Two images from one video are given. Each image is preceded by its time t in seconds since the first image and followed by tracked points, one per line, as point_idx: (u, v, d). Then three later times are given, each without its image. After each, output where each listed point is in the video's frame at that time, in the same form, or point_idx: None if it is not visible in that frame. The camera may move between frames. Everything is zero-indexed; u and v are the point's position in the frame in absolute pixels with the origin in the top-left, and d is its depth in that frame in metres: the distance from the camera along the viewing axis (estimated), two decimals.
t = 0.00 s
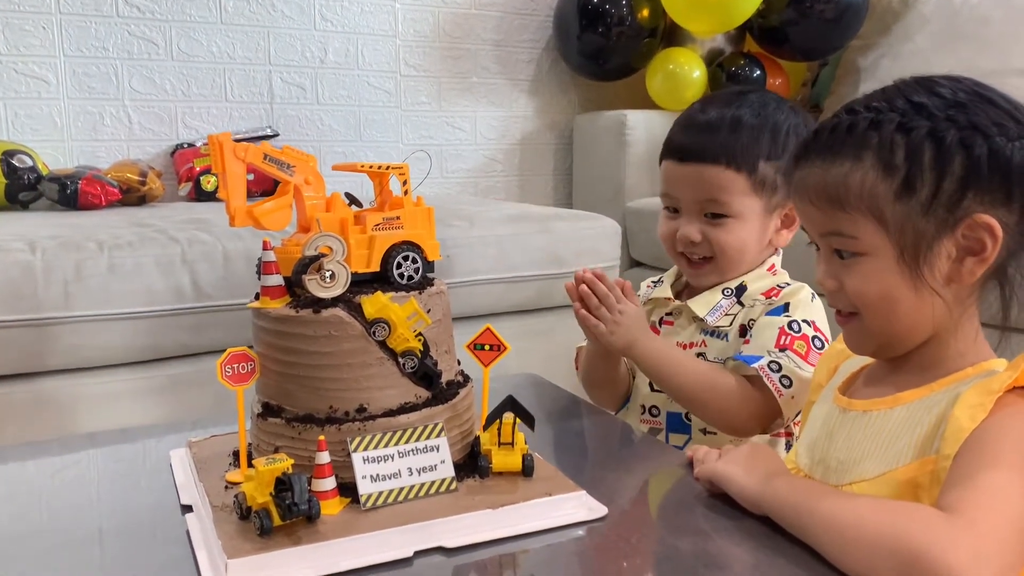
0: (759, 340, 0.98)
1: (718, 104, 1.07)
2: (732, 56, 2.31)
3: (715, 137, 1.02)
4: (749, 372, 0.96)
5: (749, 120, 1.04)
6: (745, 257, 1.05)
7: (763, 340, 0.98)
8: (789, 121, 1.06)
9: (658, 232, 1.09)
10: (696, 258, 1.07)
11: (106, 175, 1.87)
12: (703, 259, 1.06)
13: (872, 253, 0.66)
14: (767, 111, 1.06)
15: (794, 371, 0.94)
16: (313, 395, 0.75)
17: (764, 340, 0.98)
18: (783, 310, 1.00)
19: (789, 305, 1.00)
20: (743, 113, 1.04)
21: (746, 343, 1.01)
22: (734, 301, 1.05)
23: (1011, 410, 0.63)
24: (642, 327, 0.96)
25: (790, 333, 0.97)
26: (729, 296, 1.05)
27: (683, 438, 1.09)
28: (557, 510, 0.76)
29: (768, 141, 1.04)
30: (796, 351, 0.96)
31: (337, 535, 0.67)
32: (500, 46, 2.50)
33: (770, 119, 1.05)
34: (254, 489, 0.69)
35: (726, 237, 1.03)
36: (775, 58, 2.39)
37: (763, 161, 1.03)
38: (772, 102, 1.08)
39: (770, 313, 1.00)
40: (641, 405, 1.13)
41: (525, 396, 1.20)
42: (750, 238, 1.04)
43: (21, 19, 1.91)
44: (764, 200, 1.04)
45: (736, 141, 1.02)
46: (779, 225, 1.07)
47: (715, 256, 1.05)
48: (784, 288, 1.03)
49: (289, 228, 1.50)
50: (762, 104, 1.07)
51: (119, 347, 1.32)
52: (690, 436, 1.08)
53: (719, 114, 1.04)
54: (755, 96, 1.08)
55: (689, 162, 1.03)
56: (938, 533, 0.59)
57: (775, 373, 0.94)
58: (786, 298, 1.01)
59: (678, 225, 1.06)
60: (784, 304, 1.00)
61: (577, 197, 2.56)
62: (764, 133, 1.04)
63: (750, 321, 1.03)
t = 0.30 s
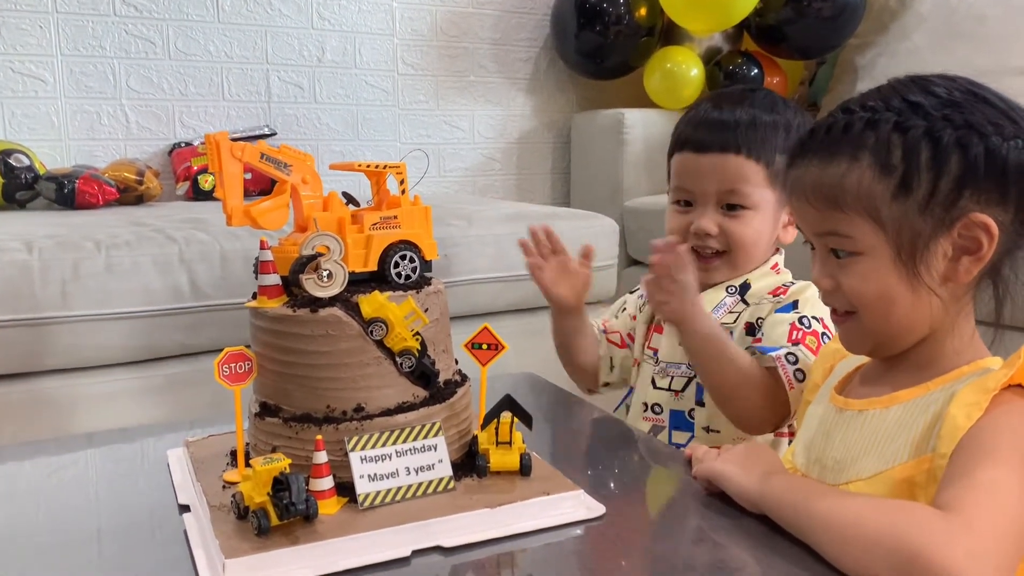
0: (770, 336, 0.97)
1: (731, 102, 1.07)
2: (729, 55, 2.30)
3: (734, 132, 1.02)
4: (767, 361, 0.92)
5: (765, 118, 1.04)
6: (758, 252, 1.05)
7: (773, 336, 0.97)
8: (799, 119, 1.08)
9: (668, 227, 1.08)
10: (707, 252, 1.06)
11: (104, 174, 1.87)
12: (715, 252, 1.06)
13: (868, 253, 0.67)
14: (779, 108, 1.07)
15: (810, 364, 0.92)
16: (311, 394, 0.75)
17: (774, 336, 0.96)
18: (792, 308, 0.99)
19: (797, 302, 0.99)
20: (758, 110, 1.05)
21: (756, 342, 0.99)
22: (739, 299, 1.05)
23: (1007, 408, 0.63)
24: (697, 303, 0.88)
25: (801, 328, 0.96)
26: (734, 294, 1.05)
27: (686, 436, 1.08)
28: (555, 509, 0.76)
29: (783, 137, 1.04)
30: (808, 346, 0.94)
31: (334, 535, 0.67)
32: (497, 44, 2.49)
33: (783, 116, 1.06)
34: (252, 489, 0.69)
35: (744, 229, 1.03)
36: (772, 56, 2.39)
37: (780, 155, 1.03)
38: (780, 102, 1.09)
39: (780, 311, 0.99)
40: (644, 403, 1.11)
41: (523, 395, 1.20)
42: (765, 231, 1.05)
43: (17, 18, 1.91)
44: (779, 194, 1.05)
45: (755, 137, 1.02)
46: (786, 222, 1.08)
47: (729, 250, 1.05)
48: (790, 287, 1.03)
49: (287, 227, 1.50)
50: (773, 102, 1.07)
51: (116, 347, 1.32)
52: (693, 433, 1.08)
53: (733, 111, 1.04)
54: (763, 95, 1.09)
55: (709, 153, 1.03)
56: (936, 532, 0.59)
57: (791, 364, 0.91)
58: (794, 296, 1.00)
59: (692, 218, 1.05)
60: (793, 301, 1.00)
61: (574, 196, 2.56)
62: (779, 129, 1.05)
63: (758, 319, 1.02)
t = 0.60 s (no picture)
0: (747, 326, 0.99)
1: (733, 104, 1.07)
2: (725, 53, 2.30)
3: (737, 135, 1.02)
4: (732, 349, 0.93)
5: (768, 119, 1.05)
6: (764, 255, 1.05)
7: (749, 327, 0.98)
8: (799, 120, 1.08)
9: (674, 234, 1.07)
10: (713, 257, 1.06)
11: (98, 172, 1.87)
12: (721, 258, 1.06)
13: (863, 250, 0.66)
14: (780, 109, 1.07)
15: (773, 361, 0.92)
16: (305, 394, 0.75)
17: (750, 326, 0.98)
18: (776, 302, 1.00)
19: (781, 297, 1.01)
20: (760, 112, 1.05)
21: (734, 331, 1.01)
22: (731, 294, 1.05)
23: (998, 407, 0.63)
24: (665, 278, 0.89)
25: (777, 324, 0.97)
26: (727, 290, 1.06)
27: (672, 427, 1.08)
28: (549, 508, 0.76)
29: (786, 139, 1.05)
30: (779, 342, 0.95)
31: (328, 535, 0.67)
32: (493, 43, 2.49)
33: (785, 117, 1.06)
34: (246, 488, 0.68)
35: (750, 234, 1.03)
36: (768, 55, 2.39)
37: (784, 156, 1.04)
38: (780, 102, 1.09)
39: (763, 304, 1.00)
40: (636, 394, 1.12)
41: (518, 394, 1.20)
42: (770, 234, 1.05)
43: (11, 16, 1.90)
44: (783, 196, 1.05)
45: (758, 137, 1.02)
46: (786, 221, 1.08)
47: (736, 255, 1.05)
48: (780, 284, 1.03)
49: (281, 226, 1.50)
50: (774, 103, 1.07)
51: (110, 346, 1.32)
52: (679, 425, 1.08)
53: (736, 114, 1.04)
54: (761, 96, 1.09)
55: (716, 161, 1.02)
56: (928, 531, 0.59)
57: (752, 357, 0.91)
58: (780, 292, 1.01)
59: (698, 224, 1.05)
60: (777, 296, 1.01)
61: (570, 195, 2.56)
62: (782, 131, 1.05)
63: (742, 311, 1.02)
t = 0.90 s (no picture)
0: (745, 330, 0.99)
1: (737, 100, 1.06)
2: (719, 50, 2.30)
3: (739, 131, 1.02)
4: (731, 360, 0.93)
5: (771, 117, 1.04)
6: (759, 253, 1.05)
7: (748, 331, 0.98)
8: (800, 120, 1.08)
9: (671, 226, 1.08)
10: (709, 253, 1.06)
11: (90, 167, 1.85)
12: (716, 254, 1.06)
13: (857, 246, 0.66)
14: (782, 108, 1.07)
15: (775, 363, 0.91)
16: (297, 388, 0.74)
17: (749, 331, 0.98)
18: (771, 304, 1.00)
19: (777, 299, 1.00)
20: (762, 109, 1.05)
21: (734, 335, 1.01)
22: (726, 292, 1.05)
23: (990, 401, 0.63)
24: (635, 298, 0.89)
25: (776, 326, 0.96)
26: (722, 288, 1.06)
27: (669, 425, 1.08)
28: (543, 502, 0.75)
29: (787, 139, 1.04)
30: (778, 344, 0.94)
31: (320, 529, 0.67)
32: (487, 39, 2.48)
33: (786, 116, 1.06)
34: (236, 483, 0.68)
35: (746, 231, 1.03)
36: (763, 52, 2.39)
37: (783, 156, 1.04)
38: (782, 100, 1.08)
39: (759, 306, 1.01)
40: (634, 393, 1.12)
41: (512, 390, 1.20)
42: (767, 233, 1.04)
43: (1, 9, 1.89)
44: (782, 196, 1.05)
45: (759, 135, 1.02)
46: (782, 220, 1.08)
47: (731, 252, 1.05)
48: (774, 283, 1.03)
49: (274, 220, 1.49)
50: (775, 101, 1.07)
51: (101, 341, 1.31)
52: (676, 423, 1.07)
53: (739, 110, 1.04)
54: (766, 94, 1.08)
55: (717, 156, 1.02)
56: (923, 525, 0.59)
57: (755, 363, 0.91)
58: (775, 293, 1.01)
59: (695, 219, 1.05)
60: (773, 298, 1.01)
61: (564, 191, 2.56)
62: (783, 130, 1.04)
63: (739, 313, 1.02)
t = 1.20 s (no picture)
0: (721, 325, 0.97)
1: (739, 97, 1.06)
2: (713, 47, 2.30)
3: (738, 129, 1.01)
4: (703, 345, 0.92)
5: (772, 116, 1.04)
6: (750, 254, 1.05)
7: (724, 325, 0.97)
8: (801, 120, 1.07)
9: (664, 219, 1.08)
10: (699, 249, 1.06)
11: (80, 161, 1.84)
12: (706, 251, 1.06)
13: (852, 241, 0.66)
14: (783, 107, 1.06)
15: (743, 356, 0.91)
16: (287, 383, 0.74)
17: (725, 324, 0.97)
18: (753, 301, 0.99)
19: (758, 296, 0.99)
20: (762, 107, 1.04)
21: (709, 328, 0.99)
22: (711, 287, 1.05)
23: (985, 397, 0.63)
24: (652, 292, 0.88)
25: (751, 323, 0.95)
26: (708, 283, 1.05)
27: (655, 419, 1.08)
28: (535, 499, 0.75)
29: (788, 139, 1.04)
30: (753, 342, 0.93)
31: (310, 526, 0.66)
32: (481, 34, 2.48)
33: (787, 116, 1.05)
34: (226, 479, 0.67)
35: (739, 230, 1.03)
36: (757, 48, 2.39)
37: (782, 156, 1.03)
38: (784, 100, 1.08)
39: (740, 302, 0.99)
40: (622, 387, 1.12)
41: (505, 385, 1.19)
42: (758, 233, 1.04)
43: None
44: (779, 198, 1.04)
45: (759, 133, 1.01)
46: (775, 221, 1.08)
47: (721, 250, 1.04)
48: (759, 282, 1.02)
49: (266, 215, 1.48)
50: (778, 100, 1.06)
51: (91, 336, 1.30)
52: (661, 417, 1.07)
53: (741, 108, 1.03)
54: (770, 92, 1.08)
55: (715, 151, 1.02)
56: (916, 521, 0.58)
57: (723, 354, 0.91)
58: (758, 290, 1.00)
59: (689, 213, 1.05)
60: (755, 295, 1.00)
61: (558, 187, 2.55)
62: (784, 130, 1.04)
63: (719, 308, 1.01)
